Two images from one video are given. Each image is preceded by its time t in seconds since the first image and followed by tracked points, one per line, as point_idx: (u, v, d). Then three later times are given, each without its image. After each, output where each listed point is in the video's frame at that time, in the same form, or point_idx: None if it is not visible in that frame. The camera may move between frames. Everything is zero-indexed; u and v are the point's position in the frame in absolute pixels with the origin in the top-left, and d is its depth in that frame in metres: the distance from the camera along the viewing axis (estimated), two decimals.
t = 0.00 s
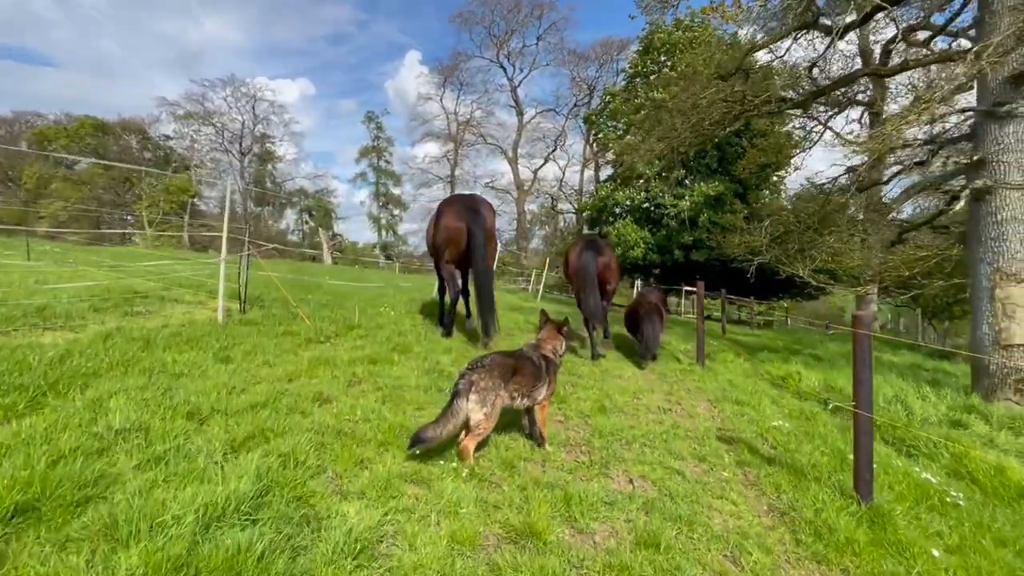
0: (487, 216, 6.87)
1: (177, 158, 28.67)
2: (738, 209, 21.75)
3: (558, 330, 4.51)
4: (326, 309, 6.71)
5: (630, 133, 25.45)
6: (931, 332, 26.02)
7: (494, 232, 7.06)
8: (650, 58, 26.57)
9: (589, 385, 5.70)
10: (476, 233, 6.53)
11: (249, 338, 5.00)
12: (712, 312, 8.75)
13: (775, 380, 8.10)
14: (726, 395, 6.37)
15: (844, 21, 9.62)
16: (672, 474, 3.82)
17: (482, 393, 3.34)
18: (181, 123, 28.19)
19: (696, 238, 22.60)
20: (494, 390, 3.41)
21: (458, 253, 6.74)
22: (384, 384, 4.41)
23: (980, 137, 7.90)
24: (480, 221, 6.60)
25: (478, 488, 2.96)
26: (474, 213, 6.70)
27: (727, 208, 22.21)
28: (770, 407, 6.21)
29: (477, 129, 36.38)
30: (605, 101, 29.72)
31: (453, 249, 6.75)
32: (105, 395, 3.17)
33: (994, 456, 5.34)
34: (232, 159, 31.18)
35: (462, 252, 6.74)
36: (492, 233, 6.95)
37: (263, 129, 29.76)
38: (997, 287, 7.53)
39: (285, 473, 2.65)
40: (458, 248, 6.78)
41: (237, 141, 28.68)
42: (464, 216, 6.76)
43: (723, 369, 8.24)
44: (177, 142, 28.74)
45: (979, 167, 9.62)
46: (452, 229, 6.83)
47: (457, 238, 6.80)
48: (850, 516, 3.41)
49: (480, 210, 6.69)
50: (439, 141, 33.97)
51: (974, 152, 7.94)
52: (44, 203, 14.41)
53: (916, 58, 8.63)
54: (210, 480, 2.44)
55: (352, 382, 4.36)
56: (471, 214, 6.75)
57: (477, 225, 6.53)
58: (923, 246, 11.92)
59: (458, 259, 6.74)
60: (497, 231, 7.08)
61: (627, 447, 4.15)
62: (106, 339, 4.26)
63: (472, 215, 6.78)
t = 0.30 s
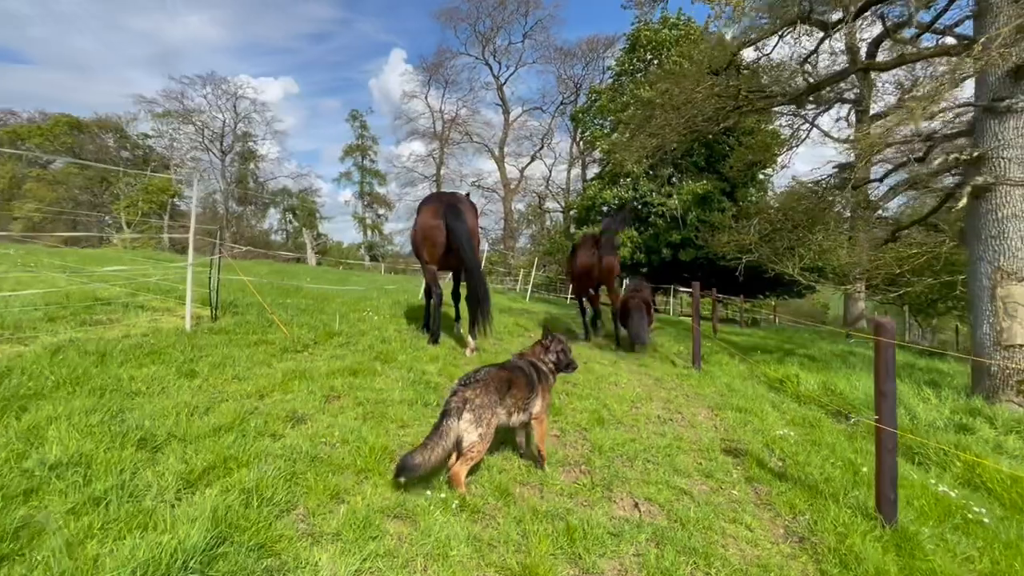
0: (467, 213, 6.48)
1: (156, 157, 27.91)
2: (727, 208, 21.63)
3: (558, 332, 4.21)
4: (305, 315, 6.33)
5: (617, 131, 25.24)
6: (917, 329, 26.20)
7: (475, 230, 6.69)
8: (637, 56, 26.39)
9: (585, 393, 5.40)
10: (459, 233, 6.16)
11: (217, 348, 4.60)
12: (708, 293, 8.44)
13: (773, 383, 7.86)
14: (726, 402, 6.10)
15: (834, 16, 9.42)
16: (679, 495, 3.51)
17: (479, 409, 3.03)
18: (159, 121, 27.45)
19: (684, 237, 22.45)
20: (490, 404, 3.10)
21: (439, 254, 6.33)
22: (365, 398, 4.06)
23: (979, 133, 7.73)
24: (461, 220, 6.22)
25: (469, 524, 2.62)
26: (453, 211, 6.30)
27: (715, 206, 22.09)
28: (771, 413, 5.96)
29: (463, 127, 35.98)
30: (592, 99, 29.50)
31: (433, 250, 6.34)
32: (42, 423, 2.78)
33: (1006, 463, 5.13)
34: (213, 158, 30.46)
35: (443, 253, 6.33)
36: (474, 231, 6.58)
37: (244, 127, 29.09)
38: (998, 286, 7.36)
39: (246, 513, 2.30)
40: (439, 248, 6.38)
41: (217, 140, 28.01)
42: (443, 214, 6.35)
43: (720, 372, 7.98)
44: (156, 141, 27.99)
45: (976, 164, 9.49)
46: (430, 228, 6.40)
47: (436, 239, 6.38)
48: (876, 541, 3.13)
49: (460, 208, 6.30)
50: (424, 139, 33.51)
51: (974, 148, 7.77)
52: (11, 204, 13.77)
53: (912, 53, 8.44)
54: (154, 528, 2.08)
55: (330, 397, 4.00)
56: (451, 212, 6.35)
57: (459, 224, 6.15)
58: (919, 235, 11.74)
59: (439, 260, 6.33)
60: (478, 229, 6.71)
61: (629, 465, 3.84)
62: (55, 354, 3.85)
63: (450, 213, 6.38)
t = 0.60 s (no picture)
0: (464, 211, 6.23)
1: (140, 159, 27.26)
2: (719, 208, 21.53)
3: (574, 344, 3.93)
4: (298, 320, 6.01)
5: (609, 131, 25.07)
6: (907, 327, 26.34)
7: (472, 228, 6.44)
8: (627, 56, 26.27)
9: (596, 400, 5.14)
10: (455, 231, 5.91)
11: (204, 358, 4.27)
12: (712, 295, 8.17)
13: (781, 386, 7.66)
14: (737, 407, 5.88)
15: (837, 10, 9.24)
16: (711, 514, 3.26)
17: (501, 432, 2.76)
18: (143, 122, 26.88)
19: (676, 237, 22.34)
20: (512, 425, 2.84)
21: (435, 253, 6.06)
22: (365, 410, 3.76)
23: (988, 128, 7.58)
24: (457, 218, 5.97)
25: (492, 557, 2.34)
26: (450, 208, 6.05)
27: (708, 207, 21.98)
28: (785, 418, 5.75)
29: (453, 128, 35.70)
30: (582, 100, 29.36)
31: (429, 249, 6.07)
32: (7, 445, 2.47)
33: None
34: (198, 160, 29.84)
35: (439, 251, 6.07)
36: (471, 229, 6.34)
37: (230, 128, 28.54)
38: (1010, 284, 7.20)
39: (241, 553, 2.01)
40: (434, 247, 6.11)
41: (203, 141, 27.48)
42: (438, 211, 6.09)
43: (726, 375, 7.77)
44: (140, 143, 27.42)
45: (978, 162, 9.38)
46: (424, 226, 6.13)
47: (432, 236, 6.10)
48: (928, 562, 2.90)
49: (457, 205, 6.05)
50: (414, 140, 33.19)
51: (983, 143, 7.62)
52: None
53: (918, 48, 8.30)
54: None
55: (329, 410, 3.71)
56: (447, 209, 6.09)
57: (456, 222, 5.91)
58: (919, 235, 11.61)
59: (435, 259, 6.06)
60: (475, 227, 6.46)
61: (652, 479, 3.59)
62: (25, 366, 3.52)
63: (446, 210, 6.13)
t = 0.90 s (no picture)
0: (475, 224, 5.97)
1: (124, 163, 26.60)
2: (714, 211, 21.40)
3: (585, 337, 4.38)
4: (296, 332, 5.67)
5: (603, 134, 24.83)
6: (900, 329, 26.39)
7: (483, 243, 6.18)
8: (619, 59, 26.14)
9: (618, 416, 4.85)
10: (463, 244, 5.65)
11: (199, 378, 3.91)
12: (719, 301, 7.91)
13: (796, 395, 7.42)
14: (761, 419, 5.62)
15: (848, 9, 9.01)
16: (766, 549, 2.97)
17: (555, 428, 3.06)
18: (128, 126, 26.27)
19: (671, 240, 22.18)
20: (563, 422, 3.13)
21: (441, 265, 5.80)
22: (379, 436, 3.43)
23: (1006, 129, 7.41)
24: (468, 231, 5.71)
25: None
26: (461, 220, 5.79)
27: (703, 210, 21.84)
28: (812, 431, 5.49)
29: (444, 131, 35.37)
30: (575, 102, 29.18)
31: (436, 260, 5.82)
32: None
33: None
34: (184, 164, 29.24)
35: (446, 263, 5.81)
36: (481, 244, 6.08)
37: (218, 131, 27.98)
38: None
39: None
40: (441, 258, 5.85)
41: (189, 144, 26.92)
42: (449, 222, 5.85)
43: (740, 384, 7.51)
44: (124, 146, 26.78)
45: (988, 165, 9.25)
46: (432, 236, 5.89)
47: (440, 248, 5.85)
48: None
49: (468, 218, 5.79)
50: (404, 143, 32.81)
51: (1000, 145, 7.45)
52: None
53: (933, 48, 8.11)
54: None
55: (339, 435, 3.39)
56: (458, 220, 5.85)
57: (465, 236, 5.65)
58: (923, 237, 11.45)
59: (441, 270, 5.81)
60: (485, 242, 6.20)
61: (693, 509, 3.30)
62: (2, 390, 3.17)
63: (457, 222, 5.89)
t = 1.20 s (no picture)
0: (481, 242, 5.74)
1: (108, 171, 26.06)
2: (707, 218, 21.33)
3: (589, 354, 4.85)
4: (288, 353, 5.36)
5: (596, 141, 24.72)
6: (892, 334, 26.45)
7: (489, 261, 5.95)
8: (610, 66, 26.10)
9: (630, 438, 4.63)
10: (466, 263, 5.44)
11: (186, 411, 3.61)
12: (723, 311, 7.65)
13: (805, 410, 7.24)
14: (775, 441, 5.42)
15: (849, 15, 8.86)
16: None
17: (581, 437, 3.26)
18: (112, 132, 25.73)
19: (664, 247, 22.08)
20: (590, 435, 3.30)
21: (445, 282, 5.59)
22: (382, 475, 3.17)
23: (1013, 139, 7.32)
24: (471, 248, 5.48)
25: None
26: (465, 238, 5.59)
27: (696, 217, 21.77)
28: (828, 452, 5.31)
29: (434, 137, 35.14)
30: (566, 109, 29.11)
31: (440, 277, 5.62)
32: None
33: None
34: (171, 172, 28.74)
35: (450, 281, 5.60)
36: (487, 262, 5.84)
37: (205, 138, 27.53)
38: None
39: None
40: (446, 276, 5.67)
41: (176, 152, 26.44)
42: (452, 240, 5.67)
43: (746, 399, 7.32)
44: (108, 154, 26.23)
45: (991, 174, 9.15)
46: (437, 253, 5.74)
47: (445, 265, 5.67)
48: None
49: (473, 236, 5.58)
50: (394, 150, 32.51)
51: (1007, 155, 7.37)
52: None
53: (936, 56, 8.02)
54: None
55: (339, 476, 3.13)
56: (462, 238, 5.66)
57: (468, 254, 5.44)
58: (925, 246, 11.30)
59: (444, 288, 5.59)
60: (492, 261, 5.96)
61: (724, 550, 3.09)
62: None
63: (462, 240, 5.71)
